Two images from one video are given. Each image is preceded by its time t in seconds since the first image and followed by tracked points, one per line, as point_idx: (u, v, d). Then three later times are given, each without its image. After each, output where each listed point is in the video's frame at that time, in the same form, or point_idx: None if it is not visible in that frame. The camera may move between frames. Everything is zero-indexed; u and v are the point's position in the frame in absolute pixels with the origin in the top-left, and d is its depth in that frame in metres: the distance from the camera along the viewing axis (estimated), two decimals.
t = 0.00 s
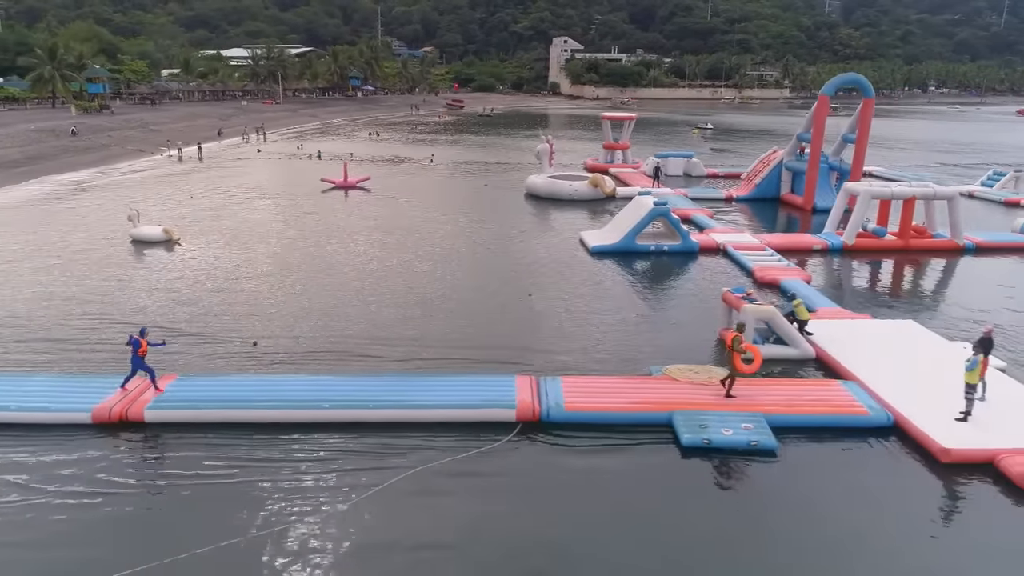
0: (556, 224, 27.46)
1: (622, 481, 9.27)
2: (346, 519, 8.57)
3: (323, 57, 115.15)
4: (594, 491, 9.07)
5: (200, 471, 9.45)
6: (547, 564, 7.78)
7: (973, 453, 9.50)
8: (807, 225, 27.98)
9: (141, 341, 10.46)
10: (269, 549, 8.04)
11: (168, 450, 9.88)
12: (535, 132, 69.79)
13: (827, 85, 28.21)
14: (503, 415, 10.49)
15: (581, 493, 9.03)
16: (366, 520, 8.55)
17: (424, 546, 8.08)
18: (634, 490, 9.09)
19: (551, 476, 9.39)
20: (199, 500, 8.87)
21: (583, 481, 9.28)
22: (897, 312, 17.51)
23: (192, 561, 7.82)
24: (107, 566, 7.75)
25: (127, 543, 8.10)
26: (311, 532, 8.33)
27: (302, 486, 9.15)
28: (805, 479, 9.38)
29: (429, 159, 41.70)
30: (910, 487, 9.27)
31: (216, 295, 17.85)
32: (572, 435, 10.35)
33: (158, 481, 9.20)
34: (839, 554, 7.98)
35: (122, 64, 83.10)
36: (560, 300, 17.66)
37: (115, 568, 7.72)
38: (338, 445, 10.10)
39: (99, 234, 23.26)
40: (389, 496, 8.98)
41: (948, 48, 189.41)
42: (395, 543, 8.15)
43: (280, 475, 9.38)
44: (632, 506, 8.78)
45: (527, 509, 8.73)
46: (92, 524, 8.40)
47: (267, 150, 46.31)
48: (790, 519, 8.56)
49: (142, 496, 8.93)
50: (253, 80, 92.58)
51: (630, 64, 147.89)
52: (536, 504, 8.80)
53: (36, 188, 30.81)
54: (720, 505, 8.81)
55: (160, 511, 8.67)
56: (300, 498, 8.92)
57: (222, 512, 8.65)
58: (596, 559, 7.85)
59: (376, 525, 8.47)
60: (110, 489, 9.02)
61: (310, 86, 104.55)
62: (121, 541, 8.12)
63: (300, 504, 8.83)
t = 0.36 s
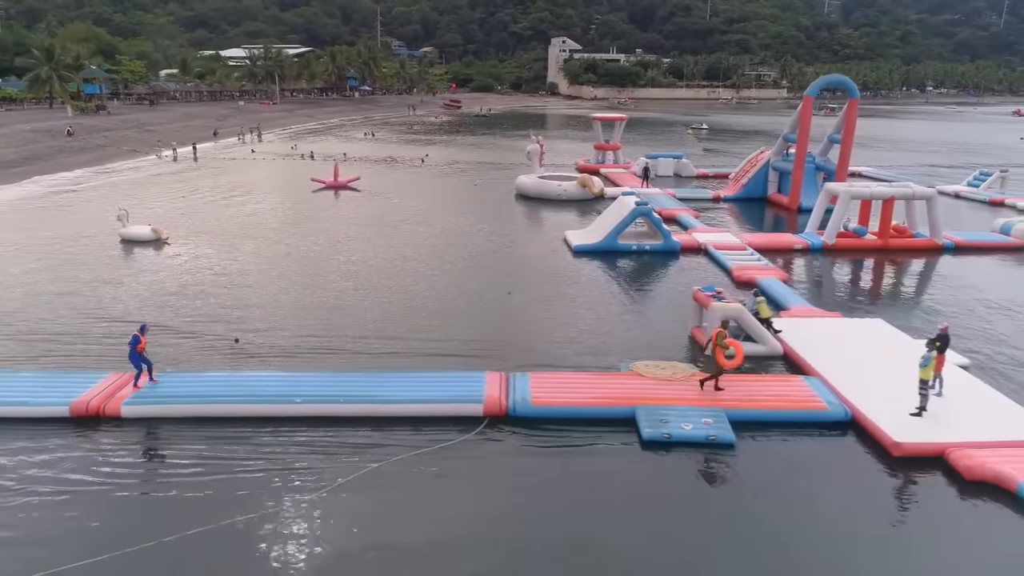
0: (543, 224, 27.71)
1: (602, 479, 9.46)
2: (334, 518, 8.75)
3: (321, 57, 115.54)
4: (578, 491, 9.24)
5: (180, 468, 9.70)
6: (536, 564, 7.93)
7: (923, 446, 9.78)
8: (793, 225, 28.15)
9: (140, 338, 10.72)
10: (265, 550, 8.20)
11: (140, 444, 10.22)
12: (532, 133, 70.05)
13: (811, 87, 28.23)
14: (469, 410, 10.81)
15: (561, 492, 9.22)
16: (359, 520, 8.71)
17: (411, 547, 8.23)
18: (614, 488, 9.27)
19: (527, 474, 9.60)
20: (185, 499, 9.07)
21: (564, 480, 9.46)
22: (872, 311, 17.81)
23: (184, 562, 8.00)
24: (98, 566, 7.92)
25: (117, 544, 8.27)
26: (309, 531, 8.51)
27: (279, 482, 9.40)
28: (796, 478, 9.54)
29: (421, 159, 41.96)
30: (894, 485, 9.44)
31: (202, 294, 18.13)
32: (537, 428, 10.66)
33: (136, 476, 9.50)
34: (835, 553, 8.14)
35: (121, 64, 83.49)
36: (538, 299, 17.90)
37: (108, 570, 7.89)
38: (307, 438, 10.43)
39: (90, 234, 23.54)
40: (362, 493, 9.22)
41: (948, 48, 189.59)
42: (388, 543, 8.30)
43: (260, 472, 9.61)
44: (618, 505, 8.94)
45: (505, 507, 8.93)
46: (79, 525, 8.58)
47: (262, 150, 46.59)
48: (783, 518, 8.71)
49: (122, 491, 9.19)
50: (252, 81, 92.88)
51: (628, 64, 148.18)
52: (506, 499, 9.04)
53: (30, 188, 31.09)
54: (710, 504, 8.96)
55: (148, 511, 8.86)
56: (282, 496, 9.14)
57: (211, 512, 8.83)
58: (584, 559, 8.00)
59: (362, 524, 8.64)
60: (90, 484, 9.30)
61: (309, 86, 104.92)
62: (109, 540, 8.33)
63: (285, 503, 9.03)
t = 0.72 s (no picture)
0: (530, 224, 27.99)
1: (580, 474, 9.72)
2: (331, 518, 8.94)
3: (319, 58, 115.87)
4: (565, 489, 9.42)
5: (163, 466, 9.93)
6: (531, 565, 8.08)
7: (874, 438, 10.12)
8: (779, 225, 28.25)
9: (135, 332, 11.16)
10: (266, 552, 8.35)
11: (118, 437, 10.60)
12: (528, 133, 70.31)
13: (796, 88, 28.23)
14: (438, 403, 11.16)
15: (546, 489, 9.40)
16: (357, 521, 8.86)
17: (404, 545, 8.42)
18: (598, 486, 9.47)
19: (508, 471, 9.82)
20: (174, 500, 9.26)
21: (548, 478, 9.65)
22: (847, 309, 18.09)
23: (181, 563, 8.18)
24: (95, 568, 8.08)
25: (112, 545, 8.44)
26: (311, 532, 8.68)
27: (262, 479, 9.66)
28: (769, 471, 9.84)
29: (413, 160, 42.24)
30: (873, 481, 9.64)
31: (187, 292, 18.42)
32: (503, 421, 11.01)
33: (117, 472, 9.81)
34: (831, 551, 8.31)
35: (119, 65, 83.84)
36: (517, 297, 18.20)
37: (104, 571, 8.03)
38: (280, 431, 10.83)
39: (80, 233, 23.85)
40: (342, 489, 9.48)
41: (946, 49, 189.97)
42: (387, 543, 8.46)
43: (243, 470, 9.84)
44: (607, 503, 9.11)
45: (489, 504, 9.13)
46: (69, 526, 8.75)
47: (256, 150, 46.84)
48: (776, 517, 8.85)
49: (106, 489, 9.46)
50: (249, 81, 93.25)
51: (625, 65, 148.57)
52: (479, 492, 9.33)
53: (23, 188, 31.43)
54: (700, 503, 9.13)
55: (138, 512, 9.03)
56: (267, 492, 9.38)
57: (204, 513, 9.00)
58: (577, 558, 8.16)
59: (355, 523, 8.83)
60: (73, 481, 9.57)
61: (306, 87, 105.32)
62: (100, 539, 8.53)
63: (276, 501, 9.23)
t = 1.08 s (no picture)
0: (519, 223, 28.32)
1: (548, 465, 10.12)
2: (326, 516, 9.13)
3: (319, 58, 116.35)
4: (550, 489, 9.59)
5: (147, 465, 10.17)
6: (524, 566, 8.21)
7: (832, 432, 10.44)
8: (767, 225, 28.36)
9: (133, 329, 11.74)
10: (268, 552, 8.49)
11: (101, 429, 11.07)
12: (526, 134, 70.65)
13: (783, 89, 28.35)
14: (412, 397, 11.61)
15: (530, 490, 9.58)
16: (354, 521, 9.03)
17: (400, 545, 8.61)
18: (582, 486, 9.65)
19: (491, 470, 10.03)
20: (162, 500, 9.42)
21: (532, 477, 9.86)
22: (825, 308, 18.34)
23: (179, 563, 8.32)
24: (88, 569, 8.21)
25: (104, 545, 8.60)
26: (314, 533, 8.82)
27: (248, 478, 9.89)
28: (732, 462, 10.21)
29: (408, 160, 42.62)
30: (833, 472, 9.99)
31: (177, 289, 18.76)
32: (474, 414, 11.43)
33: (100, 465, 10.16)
34: (801, 542, 8.61)
35: (119, 66, 84.33)
36: (498, 296, 18.53)
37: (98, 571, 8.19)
38: (257, 423, 11.29)
39: (75, 232, 24.25)
40: (327, 487, 9.72)
41: (948, 49, 190.06)
42: (384, 544, 8.61)
43: (227, 469, 10.07)
44: (595, 505, 9.28)
45: (476, 504, 9.30)
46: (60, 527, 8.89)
47: (253, 151, 47.22)
48: (763, 516, 9.04)
49: (88, 485, 9.73)
50: (250, 82, 93.72)
51: (625, 66, 148.91)
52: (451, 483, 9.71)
53: (20, 188, 31.85)
54: (688, 503, 9.30)
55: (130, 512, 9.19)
56: (255, 493, 9.58)
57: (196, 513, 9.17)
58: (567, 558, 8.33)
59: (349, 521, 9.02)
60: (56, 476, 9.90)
61: (306, 88, 105.81)
62: (90, 539, 8.70)
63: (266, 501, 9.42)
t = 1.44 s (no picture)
0: (511, 223, 28.59)
1: (520, 457, 10.46)
2: (321, 513, 9.28)
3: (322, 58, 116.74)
4: (536, 487, 9.74)
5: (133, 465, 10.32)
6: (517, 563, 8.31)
7: (795, 425, 10.74)
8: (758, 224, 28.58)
9: (134, 322, 12.23)
10: (269, 551, 8.59)
11: (87, 421, 11.50)
12: (526, 134, 70.91)
13: (773, 90, 28.58)
14: (390, 389, 12.04)
15: (517, 488, 9.71)
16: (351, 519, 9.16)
17: (398, 542, 8.71)
18: (567, 485, 9.81)
19: (475, 467, 10.19)
20: (152, 501, 9.53)
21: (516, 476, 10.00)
22: (806, 306, 18.53)
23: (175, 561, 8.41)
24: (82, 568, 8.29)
25: (96, 545, 8.69)
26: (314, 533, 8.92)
27: (236, 478, 10.04)
28: (701, 454, 10.53)
29: (405, 160, 42.95)
30: (800, 464, 10.27)
31: (168, 286, 19.09)
32: (449, 408, 11.84)
33: (83, 458, 10.47)
34: (761, 529, 8.90)
35: (122, 66, 84.79)
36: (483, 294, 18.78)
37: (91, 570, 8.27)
38: (239, 415, 11.70)
39: (72, 231, 24.61)
40: (318, 486, 9.87)
41: (953, 49, 189.67)
42: (363, 535, 8.86)
43: (213, 469, 10.22)
44: (584, 502, 9.40)
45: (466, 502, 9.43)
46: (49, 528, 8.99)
47: (252, 151, 47.56)
48: (747, 512, 9.22)
49: (71, 481, 9.96)
50: (252, 82, 94.22)
51: (628, 66, 148.97)
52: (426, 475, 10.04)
53: (19, 188, 32.26)
54: (675, 500, 9.44)
55: (120, 512, 9.30)
56: (246, 494, 9.71)
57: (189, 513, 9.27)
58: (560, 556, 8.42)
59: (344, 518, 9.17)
60: (40, 469, 10.19)
61: (309, 88, 106.25)
62: (80, 539, 8.80)
63: (257, 500, 9.57)
